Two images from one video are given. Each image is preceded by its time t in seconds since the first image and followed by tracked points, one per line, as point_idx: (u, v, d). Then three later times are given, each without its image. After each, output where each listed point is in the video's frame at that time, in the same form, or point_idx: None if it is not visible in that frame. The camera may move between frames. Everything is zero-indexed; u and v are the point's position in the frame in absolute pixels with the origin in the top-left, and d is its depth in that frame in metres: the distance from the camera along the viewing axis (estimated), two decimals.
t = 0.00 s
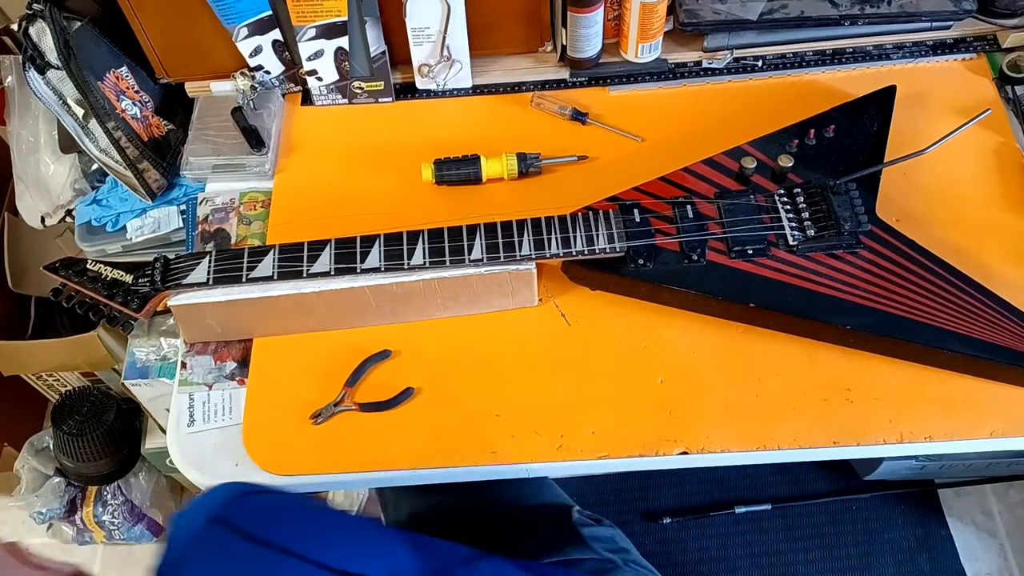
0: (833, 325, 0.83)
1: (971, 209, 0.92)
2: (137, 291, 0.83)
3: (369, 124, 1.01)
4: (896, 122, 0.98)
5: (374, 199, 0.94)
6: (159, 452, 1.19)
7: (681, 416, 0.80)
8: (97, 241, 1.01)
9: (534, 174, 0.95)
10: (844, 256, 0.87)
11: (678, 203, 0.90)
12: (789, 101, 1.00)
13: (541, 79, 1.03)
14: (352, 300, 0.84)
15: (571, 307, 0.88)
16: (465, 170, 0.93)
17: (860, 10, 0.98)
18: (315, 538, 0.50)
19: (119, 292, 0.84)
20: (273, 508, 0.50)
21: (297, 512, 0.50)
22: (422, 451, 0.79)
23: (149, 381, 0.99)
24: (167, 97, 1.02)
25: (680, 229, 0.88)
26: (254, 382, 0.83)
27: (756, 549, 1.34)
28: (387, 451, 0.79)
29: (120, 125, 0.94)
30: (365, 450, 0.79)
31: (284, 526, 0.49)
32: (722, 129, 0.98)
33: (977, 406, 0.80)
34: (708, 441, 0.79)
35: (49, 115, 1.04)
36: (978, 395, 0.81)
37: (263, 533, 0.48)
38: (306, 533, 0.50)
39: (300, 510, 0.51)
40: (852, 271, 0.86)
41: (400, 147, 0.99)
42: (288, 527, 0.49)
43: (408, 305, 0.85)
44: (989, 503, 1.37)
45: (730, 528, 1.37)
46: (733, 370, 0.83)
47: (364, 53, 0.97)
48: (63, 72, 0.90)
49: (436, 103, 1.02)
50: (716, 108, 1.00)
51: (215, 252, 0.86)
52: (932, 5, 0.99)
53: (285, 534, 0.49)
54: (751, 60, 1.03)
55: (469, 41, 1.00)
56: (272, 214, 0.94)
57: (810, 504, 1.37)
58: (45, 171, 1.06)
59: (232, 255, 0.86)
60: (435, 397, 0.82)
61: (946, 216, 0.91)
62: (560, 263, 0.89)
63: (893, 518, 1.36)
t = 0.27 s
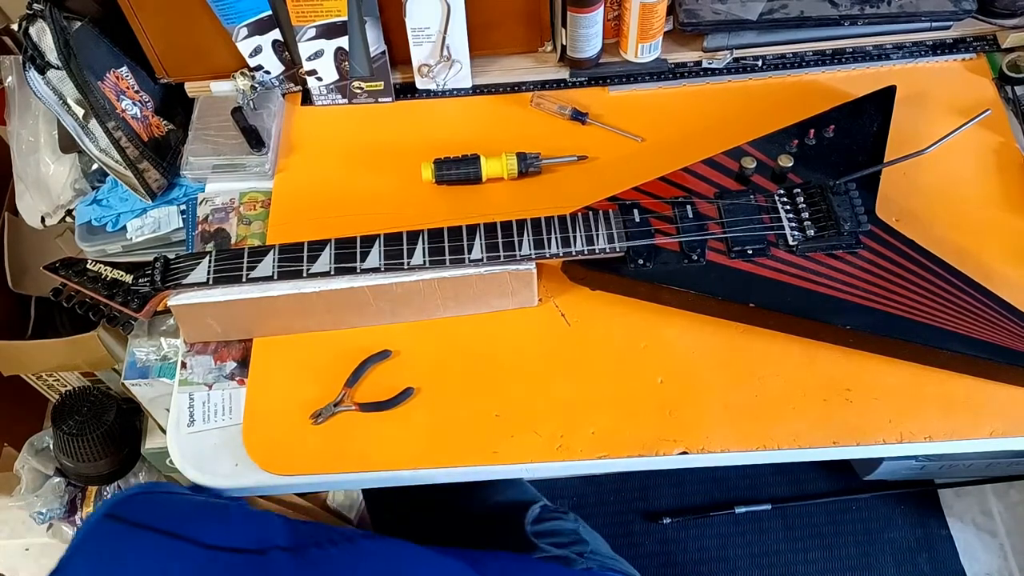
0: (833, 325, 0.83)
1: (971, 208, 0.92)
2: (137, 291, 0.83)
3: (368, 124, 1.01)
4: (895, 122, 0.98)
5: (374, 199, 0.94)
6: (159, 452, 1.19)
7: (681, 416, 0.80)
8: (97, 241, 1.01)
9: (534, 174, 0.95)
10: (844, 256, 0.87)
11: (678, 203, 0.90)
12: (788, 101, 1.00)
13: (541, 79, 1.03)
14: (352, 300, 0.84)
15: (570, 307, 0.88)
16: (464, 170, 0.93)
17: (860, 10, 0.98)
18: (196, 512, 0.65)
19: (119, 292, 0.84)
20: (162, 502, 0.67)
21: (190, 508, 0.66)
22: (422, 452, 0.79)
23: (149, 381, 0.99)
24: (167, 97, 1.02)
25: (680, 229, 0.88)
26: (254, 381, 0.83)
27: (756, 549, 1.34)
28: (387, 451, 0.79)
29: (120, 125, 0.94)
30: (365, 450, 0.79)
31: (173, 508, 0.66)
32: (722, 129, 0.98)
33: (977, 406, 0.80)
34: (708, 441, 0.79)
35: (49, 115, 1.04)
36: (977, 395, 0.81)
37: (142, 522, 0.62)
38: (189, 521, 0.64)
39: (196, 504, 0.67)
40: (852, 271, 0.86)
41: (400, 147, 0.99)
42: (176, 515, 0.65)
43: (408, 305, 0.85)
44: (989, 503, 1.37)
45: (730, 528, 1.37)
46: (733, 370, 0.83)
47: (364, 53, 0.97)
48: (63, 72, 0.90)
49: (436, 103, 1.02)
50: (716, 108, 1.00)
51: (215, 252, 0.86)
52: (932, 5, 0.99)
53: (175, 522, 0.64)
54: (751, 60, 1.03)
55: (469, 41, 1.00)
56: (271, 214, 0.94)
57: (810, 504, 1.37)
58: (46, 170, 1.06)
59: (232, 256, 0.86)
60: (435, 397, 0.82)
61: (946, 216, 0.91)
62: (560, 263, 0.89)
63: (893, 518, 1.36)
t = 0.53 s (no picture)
0: (833, 325, 0.83)
1: (971, 208, 0.92)
2: (137, 291, 0.83)
3: (368, 124, 1.01)
4: (895, 122, 0.98)
5: (374, 199, 0.94)
6: (159, 452, 1.19)
7: (681, 416, 0.80)
8: (97, 241, 1.01)
9: (534, 174, 0.95)
10: (844, 256, 0.87)
11: (678, 203, 0.90)
12: (788, 101, 1.00)
13: (541, 79, 1.03)
14: (352, 300, 0.84)
15: (571, 307, 0.88)
16: (465, 170, 0.93)
17: (860, 10, 0.98)
18: (178, 495, 0.71)
19: (119, 293, 0.84)
20: (155, 488, 0.73)
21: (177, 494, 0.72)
22: (422, 452, 0.79)
23: (149, 381, 0.99)
24: (167, 97, 1.02)
25: (680, 229, 0.88)
26: (255, 382, 0.83)
27: (756, 549, 1.34)
28: (387, 450, 0.79)
29: (120, 125, 0.94)
30: (365, 450, 0.79)
31: (167, 491, 0.72)
32: (721, 129, 0.98)
33: (977, 406, 0.80)
34: (708, 441, 0.79)
35: (48, 115, 1.04)
36: (978, 395, 0.81)
37: (135, 503, 0.69)
38: (172, 500, 0.70)
39: (188, 492, 0.73)
40: (852, 271, 0.86)
41: (400, 147, 0.99)
42: (163, 494, 0.71)
43: (408, 305, 0.85)
44: (989, 503, 1.37)
45: (730, 528, 1.37)
46: (733, 370, 0.83)
47: (364, 53, 0.97)
48: (63, 72, 0.90)
49: (436, 103, 1.02)
50: (716, 108, 1.00)
51: (215, 252, 0.86)
52: (932, 5, 0.99)
53: (159, 502, 0.70)
54: (751, 60, 1.03)
55: (469, 41, 1.00)
56: (272, 214, 0.94)
57: (810, 504, 1.37)
58: (46, 171, 1.06)
59: (232, 256, 0.86)
60: (435, 397, 0.82)
61: (945, 216, 0.91)
62: (560, 263, 0.89)
63: (893, 517, 1.36)
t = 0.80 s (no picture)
0: (834, 325, 0.83)
1: (970, 208, 0.92)
2: (137, 291, 0.83)
3: (368, 124, 1.01)
4: (896, 122, 0.98)
5: (374, 199, 0.94)
6: (159, 452, 1.19)
7: (681, 416, 0.80)
8: (97, 241, 1.01)
9: (534, 174, 0.95)
10: (844, 256, 0.87)
11: (678, 203, 0.90)
12: (788, 101, 1.00)
13: (541, 79, 1.03)
14: (352, 300, 0.84)
15: (570, 307, 0.88)
16: (465, 170, 0.93)
17: (860, 10, 0.98)
18: (173, 498, 0.78)
19: (119, 292, 0.84)
20: (153, 491, 0.79)
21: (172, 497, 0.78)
22: (422, 452, 0.79)
23: (149, 381, 0.99)
24: (167, 97, 1.02)
25: (680, 229, 0.88)
26: (254, 381, 0.83)
27: (756, 549, 1.34)
28: (387, 450, 0.79)
29: (120, 125, 0.94)
30: (365, 450, 0.79)
31: (164, 494, 0.79)
32: (721, 129, 0.98)
33: (978, 406, 0.80)
34: (708, 441, 0.79)
35: (48, 115, 1.04)
36: (978, 395, 0.81)
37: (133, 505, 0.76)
38: (166, 501, 0.77)
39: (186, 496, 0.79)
40: (852, 271, 0.86)
41: (400, 147, 0.99)
42: (159, 496, 0.78)
43: (409, 305, 0.85)
44: (989, 503, 1.37)
45: (730, 528, 1.37)
46: (733, 370, 0.83)
47: (364, 53, 0.97)
48: (63, 72, 0.90)
49: (436, 103, 1.02)
50: (716, 108, 1.00)
51: (215, 252, 0.86)
52: (932, 5, 0.99)
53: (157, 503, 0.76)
54: (751, 60, 1.03)
55: (469, 41, 1.00)
56: (272, 214, 0.94)
57: (810, 505, 1.37)
58: (46, 170, 1.06)
59: (232, 256, 0.86)
60: (435, 397, 0.82)
61: (945, 216, 0.91)
62: (560, 263, 0.89)
63: (893, 517, 1.36)
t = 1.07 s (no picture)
0: (834, 325, 0.83)
1: (970, 208, 0.92)
2: (137, 291, 0.83)
3: (368, 124, 1.01)
4: (895, 122, 0.98)
5: (374, 199, 0.94)
6: (159, 452, 1.19)
7: (681, 416, 0.80)
8: (97, 240, 1.01)
9: (534, 174, 0.95)
10: (844, 256, 0.87)
11: (678, 203, 0.90)
12: (788, 101, 1.00)
13: (541, 79, 1.03)
14: (352, 300, 0.84)
15: (570, 307, 0.88)
16: (465, 170, 0.93)
17: (860, 10, 0.98)
18: (162, 497, 0.78)
19: (118, 292, 0.83)
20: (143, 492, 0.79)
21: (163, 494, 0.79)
22: (423, 451, 0.79)
23: (149, 381, 0.99)
24: (167, 97, 1.02)
25: (680, 229, 0.88)
26: (253, 381, 0.83)
27: (756, 549, 1.34)
28: (388, 450, 0.79)
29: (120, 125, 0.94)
30: (366, 450, 0.79)
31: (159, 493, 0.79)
32: (721, 129, 0.98)
33: (978, 405, 0.80)
34: (708, 441, 0.79)
35: (48, 115, 1.04)
36: (978, 395, 0.81)
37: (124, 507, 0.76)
38: (154, 502, 0.76)
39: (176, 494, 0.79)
40: (852, 271, 0.86)
41: (400, 147, 0.99)
42: (149, 497, 0.77)
43: (408, 305, 0.85)
44: (989, 503, 1.37)
45: (730, 528, 1.37)
46: (733, 370, 0.83)
47: (364, 53, 0.97)
48: (63, 72, 0.90)
49: (436, 103, 1.02)
50: (716, 108, 1.00)
51: (215, 252, 0.86)
52: (932, 5, 0.99)
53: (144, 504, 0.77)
54: (751, 60, 1.03)
55: (469, 41, 1.00)
56: (271, 214, 0.94)
57: (810, 505, 1.37)
58: (46, 170, 1.06)
59: (232, 255, 0.86)
60: (435, 396, 0.82)
61: (945, 216, 0.91)
62: (560, 263, 0.89)
63: (893, 517, 1.36)
